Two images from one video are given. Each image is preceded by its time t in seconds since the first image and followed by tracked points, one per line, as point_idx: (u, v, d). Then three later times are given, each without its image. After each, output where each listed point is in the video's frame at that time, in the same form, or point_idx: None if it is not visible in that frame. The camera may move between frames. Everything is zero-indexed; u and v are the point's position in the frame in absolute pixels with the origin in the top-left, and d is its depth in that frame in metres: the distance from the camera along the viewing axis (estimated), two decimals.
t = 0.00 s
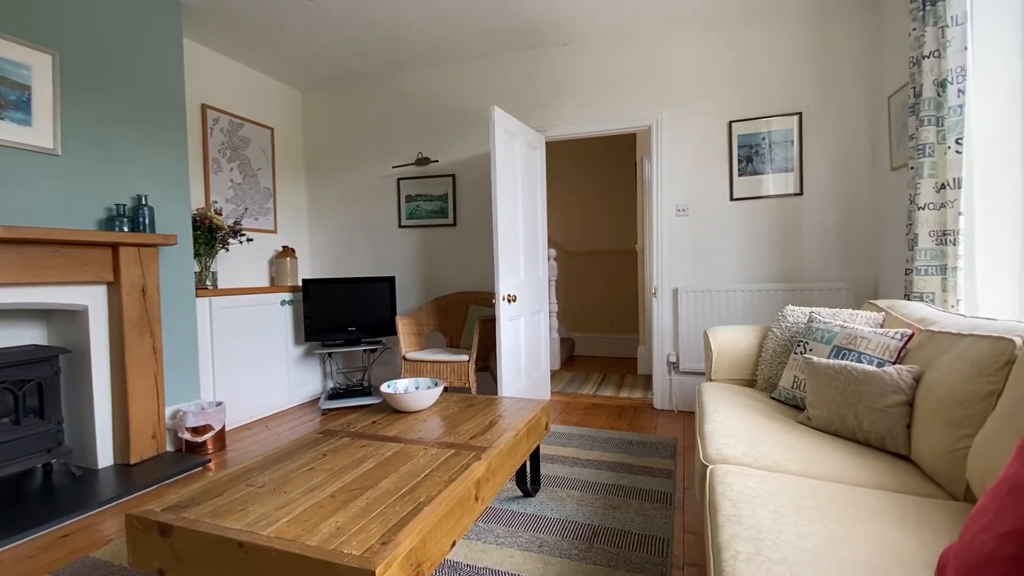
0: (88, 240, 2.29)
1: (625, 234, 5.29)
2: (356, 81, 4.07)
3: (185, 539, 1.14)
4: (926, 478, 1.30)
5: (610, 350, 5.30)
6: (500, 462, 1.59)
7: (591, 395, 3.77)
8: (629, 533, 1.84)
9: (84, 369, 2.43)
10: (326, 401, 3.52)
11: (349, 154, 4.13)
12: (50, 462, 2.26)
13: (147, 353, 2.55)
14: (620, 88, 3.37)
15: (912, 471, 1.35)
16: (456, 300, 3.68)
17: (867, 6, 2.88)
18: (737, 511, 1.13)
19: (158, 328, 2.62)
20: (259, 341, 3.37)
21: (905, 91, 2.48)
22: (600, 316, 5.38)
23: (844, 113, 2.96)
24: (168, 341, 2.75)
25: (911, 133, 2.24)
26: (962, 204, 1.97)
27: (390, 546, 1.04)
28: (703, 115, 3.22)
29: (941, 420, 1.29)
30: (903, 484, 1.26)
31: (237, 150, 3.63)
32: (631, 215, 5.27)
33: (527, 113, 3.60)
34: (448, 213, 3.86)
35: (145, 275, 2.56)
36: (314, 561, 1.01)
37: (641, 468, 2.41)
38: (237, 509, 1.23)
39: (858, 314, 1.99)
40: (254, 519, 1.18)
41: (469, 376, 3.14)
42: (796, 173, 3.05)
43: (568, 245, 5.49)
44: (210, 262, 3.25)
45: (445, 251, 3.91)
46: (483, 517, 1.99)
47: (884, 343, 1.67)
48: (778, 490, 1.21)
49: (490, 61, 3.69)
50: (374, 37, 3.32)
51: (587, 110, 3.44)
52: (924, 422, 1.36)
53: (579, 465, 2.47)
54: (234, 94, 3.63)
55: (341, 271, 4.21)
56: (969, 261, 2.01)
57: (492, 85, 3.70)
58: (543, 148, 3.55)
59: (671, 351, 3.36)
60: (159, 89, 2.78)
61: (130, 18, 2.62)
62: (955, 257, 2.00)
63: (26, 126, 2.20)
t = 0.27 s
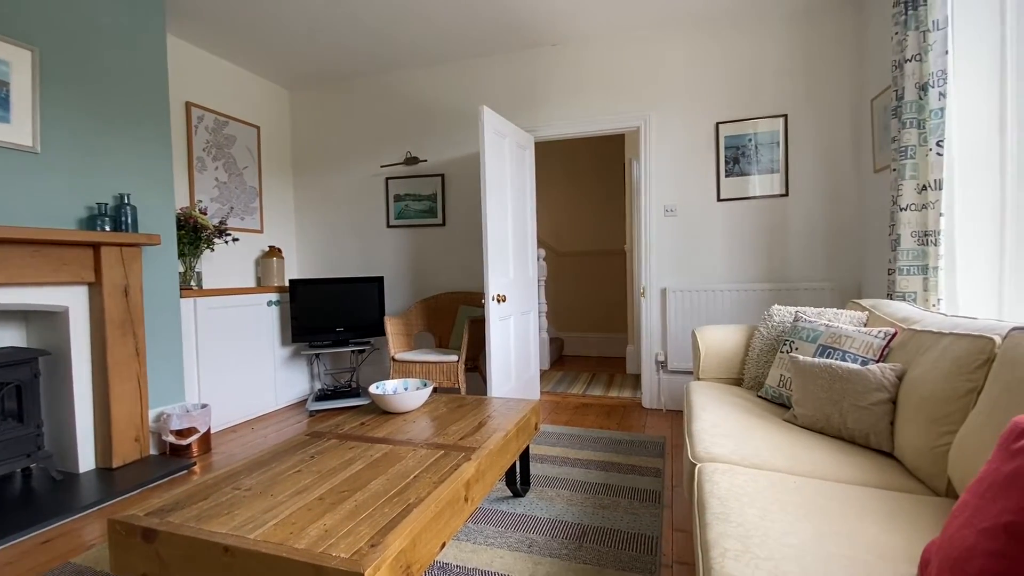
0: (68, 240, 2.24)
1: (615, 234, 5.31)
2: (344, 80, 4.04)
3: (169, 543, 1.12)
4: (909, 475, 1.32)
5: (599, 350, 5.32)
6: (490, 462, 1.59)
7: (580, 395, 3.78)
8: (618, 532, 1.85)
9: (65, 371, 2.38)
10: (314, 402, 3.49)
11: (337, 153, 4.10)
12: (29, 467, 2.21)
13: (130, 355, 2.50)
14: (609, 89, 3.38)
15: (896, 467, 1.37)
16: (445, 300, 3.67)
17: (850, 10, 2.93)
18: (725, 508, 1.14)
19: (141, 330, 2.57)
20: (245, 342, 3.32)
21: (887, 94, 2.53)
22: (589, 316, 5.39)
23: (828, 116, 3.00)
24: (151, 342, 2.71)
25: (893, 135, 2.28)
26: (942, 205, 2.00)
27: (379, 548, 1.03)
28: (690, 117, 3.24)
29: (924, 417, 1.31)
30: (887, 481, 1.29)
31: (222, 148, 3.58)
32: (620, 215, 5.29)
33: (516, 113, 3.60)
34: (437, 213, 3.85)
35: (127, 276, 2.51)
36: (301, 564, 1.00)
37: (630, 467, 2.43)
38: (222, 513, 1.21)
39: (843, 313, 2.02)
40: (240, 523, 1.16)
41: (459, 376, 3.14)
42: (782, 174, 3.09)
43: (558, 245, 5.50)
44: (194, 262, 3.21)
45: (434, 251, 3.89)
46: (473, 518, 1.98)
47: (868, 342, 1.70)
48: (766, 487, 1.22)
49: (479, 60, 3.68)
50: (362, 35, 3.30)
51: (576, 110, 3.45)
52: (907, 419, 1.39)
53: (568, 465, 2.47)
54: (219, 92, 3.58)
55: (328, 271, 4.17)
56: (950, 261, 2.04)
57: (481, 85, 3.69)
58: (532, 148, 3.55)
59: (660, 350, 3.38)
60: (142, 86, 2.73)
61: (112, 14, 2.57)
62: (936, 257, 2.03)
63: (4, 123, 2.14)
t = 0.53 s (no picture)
0: (48, 240, 2.19)
1: (604, 235, 5.34)
2: (332, 79, 4.01)
3: (154, 548, 1.10)
4: (893, 471, 1.34)
5: (589, 349, 5.34)
6: (480, 463, 1.58)
7: (570, 395, 3.79)
8: (608, 531, 1.85)
9: (45, 374, 2.33)
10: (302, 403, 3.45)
11: (325, 152, 4.06)
12: (8, 471, 2.16)
13: (113, 357, 2.46)
14: (598, 90, 3.39)
15: (880, 464, 1.39)
16: (435, 300, 3.65)
17: (835, 14, 2.97)
18: (713, 506, 1.15)
19: (124, 331, 2.53)
20: (231, 343, 3.28)
21: (870, 96, 2.57)
22: (579, 316, 5.41)
23: (814, 118, 3.04)
24: (135, 343, 2.66)
25: (877, 138, 2.32)
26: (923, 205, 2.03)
27: (368, 551, 1.03)
28: (678, 118, 3.27)
29: (907, 414, 1.34)
30: (872, 477, 1.31)
31: (208, 147, 3.53)
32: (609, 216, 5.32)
33: (506, 113, 3.60)
34: (426, 213, 3.83)
35: (109, 276, 2.47)
36: (290, 568, 0.99)
37: (619, 466, 2.44)
38: (208, 516, 1.19)
39: (828, 313, 2.04)
40: (226, 527, 1.14)
41: (448, 376, 3.13)
42: (768, 175, 3.13)
43: (547, 245, 5.51)
44: (178, 263, 3.16)
45: (423, 251, 3.87)
46: (463, 519, 1.98)
47: (852, 341, 1.73)
48: (754, 485, 1.24)
49: (468, 60, 3.67)
50: (350, 33, 3.27)
51: (565, 111, 3.46)
52: (890, 417, 1.41)
53: (558, 465, 2.48)
54: (204, 90, 3.53)
55: (316, 271, 4.13)
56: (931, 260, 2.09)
57: (470, 85, 3.69)
58: (521, 148, 3.55)
59: (648, 350, 3.40)
60: (124, 83, 2.69)
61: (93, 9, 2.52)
62: (918, 257, 2.06)
63: None
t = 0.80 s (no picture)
0: (28, 239, 2.15)
1: (593, 234, 5.36)
2: (320, 77, 3.97)
3: (139, 553, 1.08)
4: (878, 468, 1.36)
5: (578, 349, 5.36)
6: (470, 463, 1.58)
7: (560, 395, 3.79)
8: (598, 530, 1.86)
9: (25, 376, 2.28)
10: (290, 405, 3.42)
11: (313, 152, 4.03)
12: None
13: (95, 358, 2.41)
14: (588, 90, 3.40)
15: (866, 461, 1.41)
16: (424, 300, 3.64)
17: (821, 17, 3.01)
18: (702, 504, 1.16)
19: (107, 332, 2.48)
20: (217, 344, 3.24)
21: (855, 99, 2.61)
22: (568, 316, 5.42)
23: (800, 119, 3.08)
24: (118, 345, 2.61)
25: (861, 139, 2.35)
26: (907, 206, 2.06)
27: (358, 553, 1.02)
28: (667, 119, 3.29)
29: (891, 412, 1.36)
30: (858, 475, 1.32)
31: (193, 145, 3.48)
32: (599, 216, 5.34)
33: (496, 112, 3.60)
34: (416, 213, 3.82)
35: (92, 276, 2.42)
36: (277, 571, 0.98)
37: (609, 466, 2.45)
38: (194, 520, 1.18)
39: (814, 312, 2.07)
40: (213, 530, 1.13)
41: (438, 377, 3.11)
42: (755, 176, 3.16)
43: (537, 245, 5.51)
44: (163, 263, 3.11)
45: (413, 251, 3.86)
46: (453, 519, 1.97)
47: (838, 340, 1.75)
48: (742, 483, 1.25)
49: (458, 60, 3.66)
50: (339, 32, 3.25)
51: (555, 111, 3.46)
52: (875, 415, 1.43)
53: (548, 464, 2.48)
54: (190, 87, 3.48)
55: (304, 271, 4.10)
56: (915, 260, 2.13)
57: (460, 84, 3.68)
58: (511, 148, 3.55)
59: (638, 349, 3.42)
60: (107, 80, 2.64)
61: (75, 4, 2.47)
62: (902, 257, 2.10)
63: None
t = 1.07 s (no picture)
0: (8, 239, 2.10)
1: (584, 234, 5.37)
2: (309, 75, 3.94)
3: (123, 558, 1.06)
4: (864, 466, 1.38)
5: (569, 349, 5.37)
6: (461, 464, 1.58)
7: (550, 394, 3.80)
8: (589, 529, 1.86)
9: (5, 379, 2.23)
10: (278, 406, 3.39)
11: (301, 151, 3.99)
12: None
13: (78, 360, 2.37)
14: (578, 91, 3.41)
15: (852, 459, 1.43)
16: (414, 300, 3.62)
17: (808, 20, 3.04)
18: (691, 502, 1.17)
19: (90, 334, 2.44)
20: (204, 345, 3.20)
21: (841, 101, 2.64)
22: (559, 316, 5.43)
23: (788, 121, 3.11)
24: (102, 346, 2.57)
25: (847, 141, 2.39)
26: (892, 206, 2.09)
27: (348, 555, 1.01)
28: (656, 120, 3.31)
29: (877, 410, 1.38)
30: (844, 472, 1.34)
31: (179, 144, 3.44)
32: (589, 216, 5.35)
33: (486, 112, 3.59)
34: (406, 212, 3.80)
35: (75, 277, 2.38)
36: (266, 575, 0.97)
37: (600, 465, 2.45)
38: (180, 524, 1.16)
39: (801, 312, 2.09)
40: (200, 534, 1.11)
41: (428, 377, 3.11)
42: (744, 176, 3.19)
43: (528, 245, 5.52)
44: (148, 263, 3.06)
45: (403, 251, 3.84)
46: (444, 520, 1.96)
47: (825, 339, 1.77)
48: (731, 481, 1.26)
49: (448, 59, 3.65)
50: (327, 30, 3.22)
51: (546, 111, 3.47)
52: (861, 412, 1.45)
53: (539, 464, 2.48)
54: (175, 84, 3.43)
55: (293, 271, 4.06)
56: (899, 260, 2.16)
57: (450, 84, 3.66)
58: (502, 148, 3.54)
59: (627, 349, 3.43)
60: (90, 76, 2.59)
61: None
62: (886, 257, 2.13)
63: None
